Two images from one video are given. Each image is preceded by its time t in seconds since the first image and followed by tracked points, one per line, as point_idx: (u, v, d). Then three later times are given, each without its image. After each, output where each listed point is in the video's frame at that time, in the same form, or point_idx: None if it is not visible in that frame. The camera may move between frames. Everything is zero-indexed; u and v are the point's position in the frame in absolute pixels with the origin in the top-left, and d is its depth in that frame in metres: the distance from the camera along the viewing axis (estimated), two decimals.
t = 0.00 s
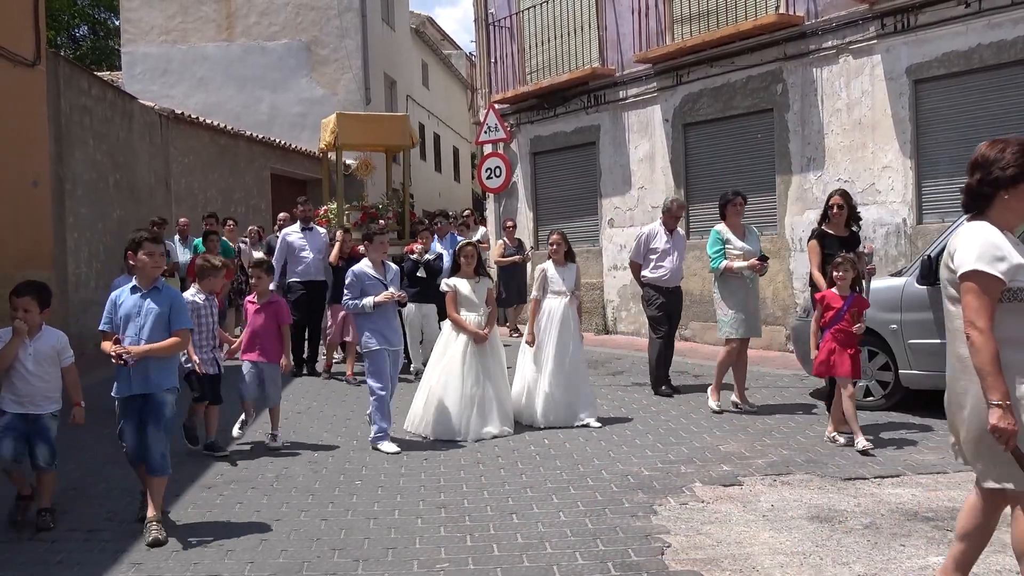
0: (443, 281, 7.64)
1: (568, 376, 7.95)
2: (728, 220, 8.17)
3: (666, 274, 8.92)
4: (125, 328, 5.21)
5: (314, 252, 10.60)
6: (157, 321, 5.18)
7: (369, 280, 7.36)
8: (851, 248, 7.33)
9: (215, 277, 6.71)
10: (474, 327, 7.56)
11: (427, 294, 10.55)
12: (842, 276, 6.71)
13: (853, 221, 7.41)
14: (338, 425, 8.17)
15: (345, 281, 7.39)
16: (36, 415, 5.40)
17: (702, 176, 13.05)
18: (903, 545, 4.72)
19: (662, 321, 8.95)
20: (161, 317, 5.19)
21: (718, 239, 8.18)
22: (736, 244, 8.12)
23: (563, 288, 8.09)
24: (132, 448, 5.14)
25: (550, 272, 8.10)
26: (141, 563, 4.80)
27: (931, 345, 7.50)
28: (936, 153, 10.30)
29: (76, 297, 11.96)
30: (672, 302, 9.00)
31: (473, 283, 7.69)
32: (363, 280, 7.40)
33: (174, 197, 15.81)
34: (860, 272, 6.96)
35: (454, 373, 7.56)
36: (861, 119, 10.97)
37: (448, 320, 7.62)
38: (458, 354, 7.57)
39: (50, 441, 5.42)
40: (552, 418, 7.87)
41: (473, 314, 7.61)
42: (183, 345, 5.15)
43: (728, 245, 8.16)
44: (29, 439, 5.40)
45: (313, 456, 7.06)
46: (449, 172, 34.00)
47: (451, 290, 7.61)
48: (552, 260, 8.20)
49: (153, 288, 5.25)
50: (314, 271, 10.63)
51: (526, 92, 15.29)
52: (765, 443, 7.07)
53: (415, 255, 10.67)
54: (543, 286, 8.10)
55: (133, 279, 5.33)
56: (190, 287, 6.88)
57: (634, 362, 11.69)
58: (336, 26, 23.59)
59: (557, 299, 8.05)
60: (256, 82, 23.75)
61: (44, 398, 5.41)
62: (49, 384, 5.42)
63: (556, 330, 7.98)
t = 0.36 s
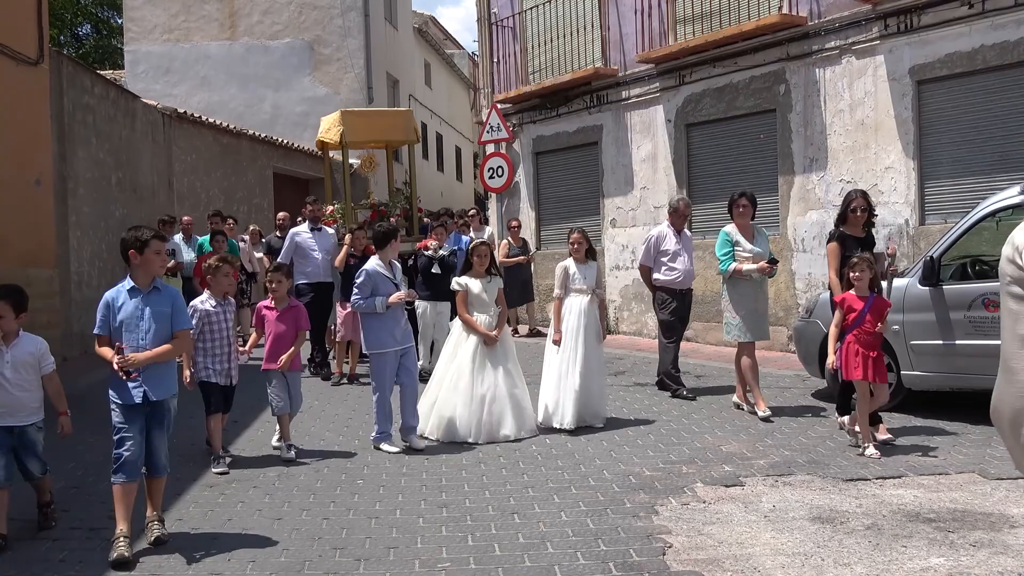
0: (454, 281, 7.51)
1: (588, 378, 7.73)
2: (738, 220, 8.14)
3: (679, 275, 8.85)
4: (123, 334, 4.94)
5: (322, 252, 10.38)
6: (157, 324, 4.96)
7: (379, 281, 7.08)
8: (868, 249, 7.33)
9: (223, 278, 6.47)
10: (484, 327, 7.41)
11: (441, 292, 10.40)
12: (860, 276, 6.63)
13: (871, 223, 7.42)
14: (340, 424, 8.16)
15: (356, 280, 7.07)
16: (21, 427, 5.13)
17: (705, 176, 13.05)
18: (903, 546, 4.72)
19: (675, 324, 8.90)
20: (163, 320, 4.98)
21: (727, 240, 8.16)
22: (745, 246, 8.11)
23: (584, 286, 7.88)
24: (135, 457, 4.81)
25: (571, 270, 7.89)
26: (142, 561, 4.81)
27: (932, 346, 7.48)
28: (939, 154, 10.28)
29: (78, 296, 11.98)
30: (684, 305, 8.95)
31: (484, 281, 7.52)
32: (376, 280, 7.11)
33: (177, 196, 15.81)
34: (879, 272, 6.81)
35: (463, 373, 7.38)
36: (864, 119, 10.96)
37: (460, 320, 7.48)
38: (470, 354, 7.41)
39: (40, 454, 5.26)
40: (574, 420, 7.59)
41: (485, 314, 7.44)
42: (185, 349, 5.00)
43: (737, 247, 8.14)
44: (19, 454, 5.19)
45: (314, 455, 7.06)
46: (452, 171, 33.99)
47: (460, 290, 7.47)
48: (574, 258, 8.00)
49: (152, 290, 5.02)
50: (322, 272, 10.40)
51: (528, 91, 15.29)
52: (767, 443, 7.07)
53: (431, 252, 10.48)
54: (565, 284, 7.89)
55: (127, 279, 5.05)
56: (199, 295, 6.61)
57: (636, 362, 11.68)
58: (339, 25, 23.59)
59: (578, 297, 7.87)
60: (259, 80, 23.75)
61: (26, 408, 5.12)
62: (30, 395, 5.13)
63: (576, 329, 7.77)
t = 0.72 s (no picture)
0: (467, 281, 7.47)
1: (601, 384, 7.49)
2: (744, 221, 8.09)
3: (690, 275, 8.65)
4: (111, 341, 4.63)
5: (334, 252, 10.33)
6: (145, 329, 4.68)
7: (398, 281, 7.03)
8: (888, 252, 6.93)
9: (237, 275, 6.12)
10: (496, 328, 7.38)
11: (448, 292, 10.37)
12: (881, 279, 6.51)
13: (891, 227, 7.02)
14: (341, 424, 8.17)
15: (376, 279, 7.02)
16: (1, 438, 4.64)
17: (707, 176, 13.04)
18: (905, 548, 4.72)
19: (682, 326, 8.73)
20: (152, 325, 4.71)
21: (734, 244, 8.14)
22: (754, 249, 8.06)
23: (598, 289, 7.66)
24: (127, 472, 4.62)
25: (583, 272, 7.65)
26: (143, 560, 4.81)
27: (935, 348, 7.48)
28: (942, 156, 10.28)
29: (80, 295, 11.98)
30: (695, 307, 8.79)
31: (497, 281, 7.48)
32: (395, 280, 7.03)
33: (179, 194, 15.80)
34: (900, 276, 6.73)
35: (474, 374, 7.36)
36: (867, 121, 10.95)
37: (472, 320, 7.45)
38: (479, 356, 7.39)
39: (17, 467, 4.68)
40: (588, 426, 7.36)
41: (496, 315, 7.42)
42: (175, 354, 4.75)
43: (746, 251, 8.10)
44: None
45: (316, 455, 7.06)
46: (454, 171, 34.00)
47: (474, 290, 7.42)
48: (585, 260, 7.73)
49: (142, 293, 4.74)
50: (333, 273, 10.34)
51: (530, 91, 15.28)
52: (768, 445, 7.06)
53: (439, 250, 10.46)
54: (578, 287, 7.65)
55: (113, 283, 4.74)
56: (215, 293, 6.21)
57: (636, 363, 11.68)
58: (342, 25, 23.61)
59: (592, 300, 7.63)
60: (262, 79, 23.77)
61: (10, 417, 4.65)
62: (14, 404, 4.66)
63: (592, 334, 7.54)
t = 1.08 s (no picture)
0: (487, 280, 7.34)
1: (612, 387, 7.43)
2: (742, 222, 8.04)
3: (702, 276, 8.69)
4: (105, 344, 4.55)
5: (338, 253, 9.97)
6: (137, 333, 4.58)
7: (425, 282, 6.85)
8: (907, 253, 6.92)
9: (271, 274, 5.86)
10: (516, 329, 7.29)
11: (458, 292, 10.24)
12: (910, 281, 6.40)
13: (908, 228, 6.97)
14: (342, 424, 8.18)
15: (401, 277, 6.84)
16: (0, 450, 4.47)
17: (709, 177, 13.04)
18: (906, 549, 4.73)
19: (689, 328, 8.81)
20: (145, 329, 4.60)
21: (734, 247, 8.15)
22: (753, 251, 8.06)
23: (607, 291, 7.59)
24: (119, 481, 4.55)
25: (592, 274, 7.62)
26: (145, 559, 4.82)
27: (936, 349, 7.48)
28: (944, 157, 10.27)
29: (83, 295, 11.99)
30: (706, 308, 8.82)
31: (517, 282, 7.38)
32: (421, 280, 6.85)
33: (181, 194, 15.80)
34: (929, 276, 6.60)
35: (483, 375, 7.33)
36: (869, 122, 10.95)
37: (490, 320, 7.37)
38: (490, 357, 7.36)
39: (16, 477, 4.56)
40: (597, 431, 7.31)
41: (516, 315, 7.33)
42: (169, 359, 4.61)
43: (745, 253, 8.10)
44: None
45: (317, 455, 7.07)
46: (456, 171, 34.00)
47: (493, 290, 7.30)
48: (594, 262, 7.74)
49: (138, 297, 4.64)
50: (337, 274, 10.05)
51: (532, 92, 15.29)
52: (769, 446, 7.06)
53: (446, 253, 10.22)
54: (586, 289, 7.61)
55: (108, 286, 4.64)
56: (245, 296, 6.01)
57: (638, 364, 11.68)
58: (344, 25, 23.64)
59: (601, 302, 7.56)
60: (264, 80, 23.80)
61: (6, 429, 4.48)
62: (12, 414, 4.49)
63: (602, 338, 7.46)
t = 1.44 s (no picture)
0: (497, 282, 7.22)
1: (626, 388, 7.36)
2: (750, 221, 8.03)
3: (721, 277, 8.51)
4: (104, 348, 4.24)
5: (346, 255, 9.91)
6: (137, 339, 4.25)
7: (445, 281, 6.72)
8: (946, 252, 6.78)
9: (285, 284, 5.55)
10: (527, 330, 7.17)
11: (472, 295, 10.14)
12: (933, 284, 6.37)
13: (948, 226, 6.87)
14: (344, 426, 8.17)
15: (425, 273, 6.70)
16: None
17: (710, 178, 13.04)
18: (908, 550, 4.73)
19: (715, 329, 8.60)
20: (147, 336, 4.27)
21: (744, 248, 8.15)
22: (758, 252, 8.01)
23: (619, 293, 7.55)
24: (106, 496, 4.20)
25: (605, 275, 7.56)
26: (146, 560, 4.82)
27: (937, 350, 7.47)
28: (945, 158, 10.27)
29: (85, 296, 12.01)
30: (728, 310, 8.64)
31: (529, 283, 7.27)
32: (444, 277, 6.72)
33: (183, 196, 15.81)
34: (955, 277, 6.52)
35: (498, 377, 7.21)
36: (870, 123, 10.96)
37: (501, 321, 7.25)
38: (505, 360, 7.22)
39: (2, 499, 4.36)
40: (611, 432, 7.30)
41: (527, 316, 7.20)
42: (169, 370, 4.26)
43: (752, 254, 8.05)
44: None
45: (319, 456, 7.07)
46: (457, 173, 34.00)
47: (504, 291, 7.19)
48: (607, 262, 7.66)
49: (145, 301, 4.32)
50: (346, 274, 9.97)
51: (533, 93, 15.31)
52: (770, 447, 7.07)
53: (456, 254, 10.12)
54: (599, 290, 7.54)
55: (115, 287, 4.35)
56: (257, 304, 5.70)
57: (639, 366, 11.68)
58: (345, 26, 23.65)
59: (613, 304, 7.52)
60: (265, 81, 23.83)
61: None
62: None
63: (613, 339, 7.43)
